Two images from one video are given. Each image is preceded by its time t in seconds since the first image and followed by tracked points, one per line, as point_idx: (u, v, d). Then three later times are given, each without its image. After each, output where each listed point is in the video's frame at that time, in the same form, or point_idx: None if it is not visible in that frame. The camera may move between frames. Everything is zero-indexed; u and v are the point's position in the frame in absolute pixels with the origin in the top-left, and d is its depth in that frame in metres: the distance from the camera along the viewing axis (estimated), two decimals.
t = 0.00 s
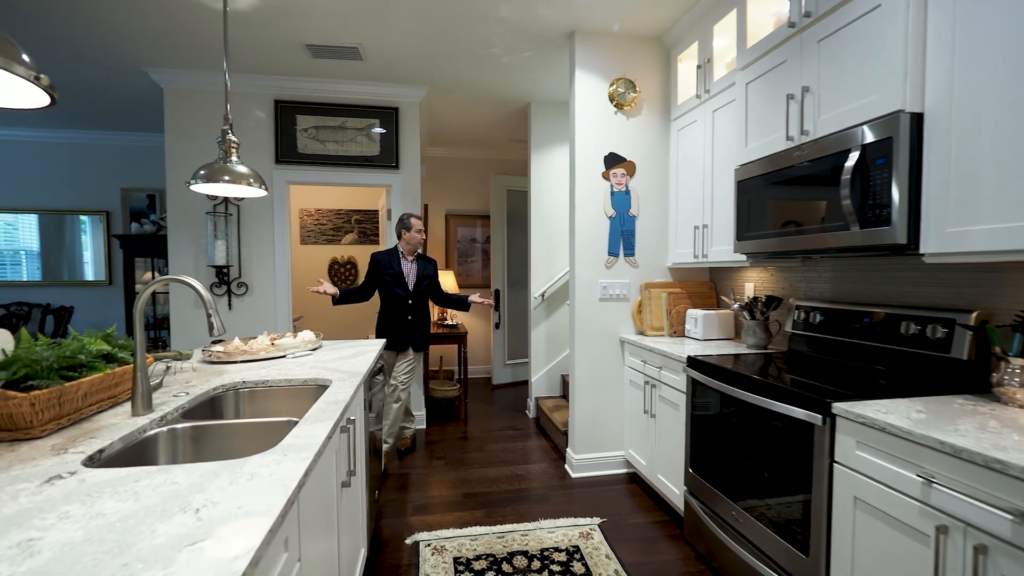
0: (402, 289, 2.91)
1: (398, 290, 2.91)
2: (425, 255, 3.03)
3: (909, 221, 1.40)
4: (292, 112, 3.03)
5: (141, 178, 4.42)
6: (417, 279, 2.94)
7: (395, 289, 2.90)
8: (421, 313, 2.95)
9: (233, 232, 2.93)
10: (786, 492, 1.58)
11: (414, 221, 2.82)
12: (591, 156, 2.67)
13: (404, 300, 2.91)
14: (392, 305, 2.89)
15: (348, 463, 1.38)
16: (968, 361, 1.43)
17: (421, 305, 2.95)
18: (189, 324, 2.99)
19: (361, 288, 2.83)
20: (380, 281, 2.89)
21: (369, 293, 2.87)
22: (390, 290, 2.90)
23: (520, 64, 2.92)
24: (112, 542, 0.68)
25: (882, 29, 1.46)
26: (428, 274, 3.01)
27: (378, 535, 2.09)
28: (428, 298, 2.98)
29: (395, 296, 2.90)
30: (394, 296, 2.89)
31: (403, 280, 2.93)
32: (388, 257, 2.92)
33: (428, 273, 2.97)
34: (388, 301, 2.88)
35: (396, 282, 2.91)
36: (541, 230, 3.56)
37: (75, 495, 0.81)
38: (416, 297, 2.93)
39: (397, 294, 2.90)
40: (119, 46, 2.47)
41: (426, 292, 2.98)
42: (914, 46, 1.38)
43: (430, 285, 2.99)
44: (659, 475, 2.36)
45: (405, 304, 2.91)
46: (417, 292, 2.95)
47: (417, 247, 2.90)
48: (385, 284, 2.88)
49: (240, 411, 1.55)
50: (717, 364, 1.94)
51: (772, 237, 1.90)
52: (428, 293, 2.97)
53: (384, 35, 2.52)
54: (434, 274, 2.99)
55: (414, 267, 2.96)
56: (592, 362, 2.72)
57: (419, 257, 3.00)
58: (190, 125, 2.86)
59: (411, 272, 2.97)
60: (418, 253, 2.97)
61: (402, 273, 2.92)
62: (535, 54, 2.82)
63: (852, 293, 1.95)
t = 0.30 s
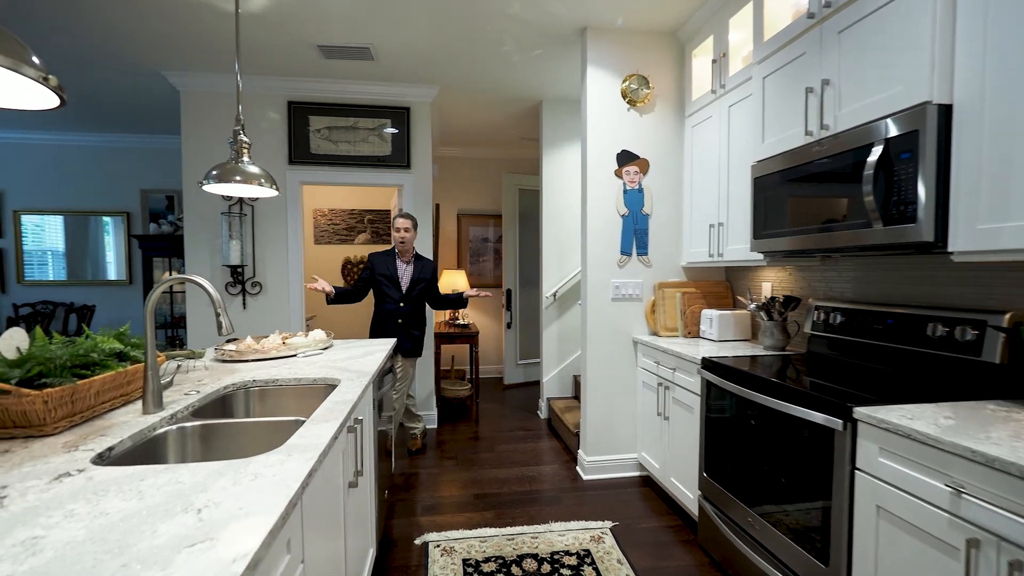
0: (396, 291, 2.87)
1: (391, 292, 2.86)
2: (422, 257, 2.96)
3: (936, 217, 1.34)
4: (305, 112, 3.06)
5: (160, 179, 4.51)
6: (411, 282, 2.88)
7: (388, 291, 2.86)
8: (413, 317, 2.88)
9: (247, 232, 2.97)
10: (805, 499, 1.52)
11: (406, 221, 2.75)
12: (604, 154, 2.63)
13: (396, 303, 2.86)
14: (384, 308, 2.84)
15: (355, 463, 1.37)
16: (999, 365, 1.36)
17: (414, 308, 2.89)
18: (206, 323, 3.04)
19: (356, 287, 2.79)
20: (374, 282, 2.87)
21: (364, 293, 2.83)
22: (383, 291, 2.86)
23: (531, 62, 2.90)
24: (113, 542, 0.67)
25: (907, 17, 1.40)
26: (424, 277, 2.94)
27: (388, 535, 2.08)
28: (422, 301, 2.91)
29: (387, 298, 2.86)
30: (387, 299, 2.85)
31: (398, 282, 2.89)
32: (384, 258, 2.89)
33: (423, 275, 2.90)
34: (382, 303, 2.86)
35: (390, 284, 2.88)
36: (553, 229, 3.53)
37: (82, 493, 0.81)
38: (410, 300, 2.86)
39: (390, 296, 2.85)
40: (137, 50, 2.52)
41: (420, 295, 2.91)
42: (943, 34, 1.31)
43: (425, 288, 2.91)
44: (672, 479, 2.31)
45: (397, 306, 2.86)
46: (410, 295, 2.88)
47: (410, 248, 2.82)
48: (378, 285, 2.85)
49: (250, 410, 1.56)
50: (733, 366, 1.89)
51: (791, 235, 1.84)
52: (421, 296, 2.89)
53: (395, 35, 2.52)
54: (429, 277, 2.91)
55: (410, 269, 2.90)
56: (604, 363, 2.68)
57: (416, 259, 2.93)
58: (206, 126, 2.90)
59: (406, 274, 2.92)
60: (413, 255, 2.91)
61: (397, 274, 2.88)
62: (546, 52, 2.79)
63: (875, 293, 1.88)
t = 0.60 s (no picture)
0: (382, 288, 2.84)
1: (378, 290, 2.84)
2: (411, 253, 2.88)
3: (968, 215, 1.26)
4: (321, 114, 3.09)
5: (183, 182, 4.62)
6: (397, 279, 2.82)
7: (376, 289, 2.84)
8: (398, 315, 2.81)
9: (264, 233, 3.01)
10: (826, 508, 1.46)
11: (391, 216, 2.70)
12: (617, 152, 2.59)
13: (382, 300, 2.83)
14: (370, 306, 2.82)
15: (363, 465, 1.37)
16: None
17: (399, 306, 2.81)
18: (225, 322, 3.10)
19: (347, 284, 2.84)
20: (365, 279, 2.88)
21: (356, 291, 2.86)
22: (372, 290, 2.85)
23: (544, 60, 2.87)
24: (115, 543, 0.68)
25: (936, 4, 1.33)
26: (412, 274, 2.86)
27: (399, 535, 2.09)
28: (408, 299, 2.84)
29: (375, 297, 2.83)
30: (374, 296, 2.83)
31: (386, 279, 2.86)
32: (376, 255, 2.90)
33: (410, 271, 2.83)
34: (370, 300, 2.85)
35: (378, 282, 2.86)
36: (567, 229, 3.50)
37: (89, 492, 0.82)
38: (395, 296, 2.81)
39: (377, 293, 2.83)
40: (158, 55, 2.58)
41: (406, 293, 2.83)
42: (976, 20, 1.24)
43: (410, 285, 2.83)
44: (688, 484, 2.26)
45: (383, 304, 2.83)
46: (395, 293, 2.82)
47: (394, 244, 2.76)
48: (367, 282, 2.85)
49: (262, 409, 1.57)
50: (750, 370, 1.84)
51: (813, 234, 1.77)
52: (407, 293, 2.83)
53: (407, 35, 2.52)
54: (415, 274, 2.82)
55: (398, 266, 2.86)
56: (618, 365, 2.64)
57: (406, 256, 2.87)
58: (224, 129, 2.96)
59: (394, 271, 2.87)
60: (403, 251, 2.85)
61: (386, 272, 2.87)
62: (559, 49, 2.76)
63: (902, 295, 1.80)
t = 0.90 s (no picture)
0: (372, 288, 2.79)
1: (369, 290, 2.80)
2: (400, 251, 2.79)
3: (1005, 211, 1.19)
4: (337, 116, 3.12)
5: (206, 184, 4.74)
6: (386, 279, 2.75)
7: (366, 289, 2.80)
8: (389, 315, 2.75)
9: (281, 233, 3.07)
10: (848, 519, 1.40)
11: (380, 214, 2.73)
12: (633, 150, 2.54)
13: (371, 301, 2.78)
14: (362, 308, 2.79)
15: (371, 465, 1.37)
16: None
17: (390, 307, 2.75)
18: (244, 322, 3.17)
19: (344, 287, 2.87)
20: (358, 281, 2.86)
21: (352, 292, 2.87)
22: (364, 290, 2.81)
23: (559, 57, 2.84)
24: (115, 542, 0.68)
25: None
26: (401, 273, 2.77)
27: (410, 535, 2.09)
28: (399, 299, 2.76)
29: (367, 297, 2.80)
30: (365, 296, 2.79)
31: (377, 280, 2.82)
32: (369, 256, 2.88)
33: (396, 270, 2.75)
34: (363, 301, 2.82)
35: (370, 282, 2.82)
36: (582, 228, 3.45)
37: (98, 490, 0.83)
38: (383, 296, 2.75)
39: (368, 294, 2.79)
40: (180, 60, 2.64)
41: (396, 292, 2.76)
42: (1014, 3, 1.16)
43: (397, 285, 2.74)
44: (705, 490, 2.21)
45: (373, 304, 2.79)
46: (385, 293, 2.75)
47: (383, 241, 2.76)
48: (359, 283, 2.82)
49: (275, 408, 1.59)
50: (769, 373, 1.78)
51: (837, 232, 1.70)
52: (395, 292, 2.74)
53: (421, 35, 2.52)
54: (402, 272, 2.72)
55: (387, 265, 2.79)
56: (633, 366, 2.59)
57: (395, 254, 2.79)
58: (243, 132, 3.02)
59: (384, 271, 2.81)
60: (391, 249, 2.81)
61: (376, 272, 2.81)
62: (574, 46, 2.73)
63: (934, 296, 1.71)
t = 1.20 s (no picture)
0: (352, 289, 2.68)
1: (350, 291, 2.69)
2: (382, 252, 2.67)
3: None
4: (353, 117, 3.16)
5: (229, 186, 4.86)
6: (366, 280, 2.63)
7: (347, 290, 2.70)
8: (368, 316, 2.64)
9: (299, 234, 3.12)
10: (872, 530, 1.34)
11: (368, 217, 2.53)
12: (649, 147, 2.49)
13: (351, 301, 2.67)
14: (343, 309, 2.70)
15: (379, 464, 1.37)
16: None
17: (370, 308, 2.64)
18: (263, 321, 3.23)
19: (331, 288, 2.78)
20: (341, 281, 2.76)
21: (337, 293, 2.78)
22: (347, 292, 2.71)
23: (573, 54, 2.81)
24: (116, 537, 0.70)
25: None
26: (382, 273, 2.64)
27: (422, 535, 2.09)
28: (378, 300, 2.64)
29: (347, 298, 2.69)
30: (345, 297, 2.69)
31: (358, 281, 2.71)
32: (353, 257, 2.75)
33: (378, 272, 2.62)
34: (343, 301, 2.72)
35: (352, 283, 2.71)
36: (597, 227, 3.41)
37: (107, 485, 0.85)
38: (363, 297, 2.64)
39: (348, 295, 2.69)
40: (202, 65, 2.71)
41: (375, 294, 2.64)
42: None
43: (377, 286, 2.62)
44: (723, 496, 2.14)
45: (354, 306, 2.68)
46: (364, 294, 2.64)
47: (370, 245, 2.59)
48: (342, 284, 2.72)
49: (287, 406, 1.61)
50: (789, 377, 1.72)
51: (863, 229, 1.63)
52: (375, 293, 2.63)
53: (434, 35, 2.53)
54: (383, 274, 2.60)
55: (368, 267, 2.66)
56: (649, 368, 2.54)
57: (377, 256, 2.67)
58: (263, 134, 3.08)
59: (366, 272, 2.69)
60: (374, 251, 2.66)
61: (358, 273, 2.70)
62: (588, 43, 2.69)
63: (968, 296, 1.62)
